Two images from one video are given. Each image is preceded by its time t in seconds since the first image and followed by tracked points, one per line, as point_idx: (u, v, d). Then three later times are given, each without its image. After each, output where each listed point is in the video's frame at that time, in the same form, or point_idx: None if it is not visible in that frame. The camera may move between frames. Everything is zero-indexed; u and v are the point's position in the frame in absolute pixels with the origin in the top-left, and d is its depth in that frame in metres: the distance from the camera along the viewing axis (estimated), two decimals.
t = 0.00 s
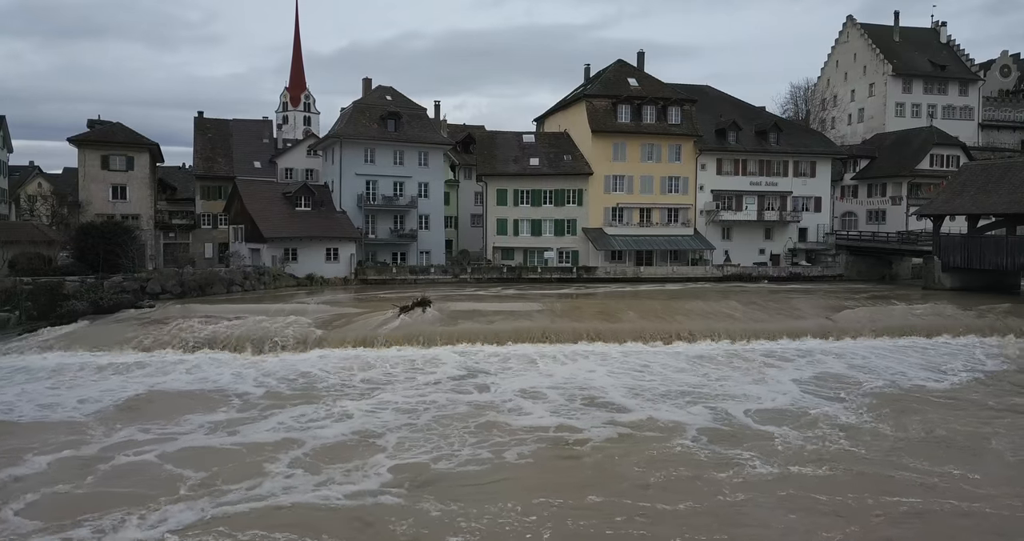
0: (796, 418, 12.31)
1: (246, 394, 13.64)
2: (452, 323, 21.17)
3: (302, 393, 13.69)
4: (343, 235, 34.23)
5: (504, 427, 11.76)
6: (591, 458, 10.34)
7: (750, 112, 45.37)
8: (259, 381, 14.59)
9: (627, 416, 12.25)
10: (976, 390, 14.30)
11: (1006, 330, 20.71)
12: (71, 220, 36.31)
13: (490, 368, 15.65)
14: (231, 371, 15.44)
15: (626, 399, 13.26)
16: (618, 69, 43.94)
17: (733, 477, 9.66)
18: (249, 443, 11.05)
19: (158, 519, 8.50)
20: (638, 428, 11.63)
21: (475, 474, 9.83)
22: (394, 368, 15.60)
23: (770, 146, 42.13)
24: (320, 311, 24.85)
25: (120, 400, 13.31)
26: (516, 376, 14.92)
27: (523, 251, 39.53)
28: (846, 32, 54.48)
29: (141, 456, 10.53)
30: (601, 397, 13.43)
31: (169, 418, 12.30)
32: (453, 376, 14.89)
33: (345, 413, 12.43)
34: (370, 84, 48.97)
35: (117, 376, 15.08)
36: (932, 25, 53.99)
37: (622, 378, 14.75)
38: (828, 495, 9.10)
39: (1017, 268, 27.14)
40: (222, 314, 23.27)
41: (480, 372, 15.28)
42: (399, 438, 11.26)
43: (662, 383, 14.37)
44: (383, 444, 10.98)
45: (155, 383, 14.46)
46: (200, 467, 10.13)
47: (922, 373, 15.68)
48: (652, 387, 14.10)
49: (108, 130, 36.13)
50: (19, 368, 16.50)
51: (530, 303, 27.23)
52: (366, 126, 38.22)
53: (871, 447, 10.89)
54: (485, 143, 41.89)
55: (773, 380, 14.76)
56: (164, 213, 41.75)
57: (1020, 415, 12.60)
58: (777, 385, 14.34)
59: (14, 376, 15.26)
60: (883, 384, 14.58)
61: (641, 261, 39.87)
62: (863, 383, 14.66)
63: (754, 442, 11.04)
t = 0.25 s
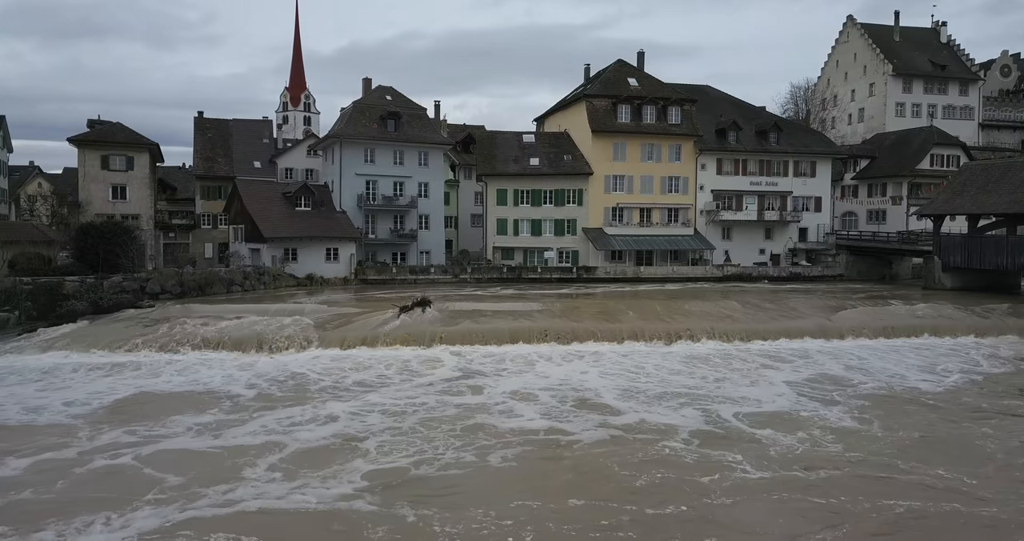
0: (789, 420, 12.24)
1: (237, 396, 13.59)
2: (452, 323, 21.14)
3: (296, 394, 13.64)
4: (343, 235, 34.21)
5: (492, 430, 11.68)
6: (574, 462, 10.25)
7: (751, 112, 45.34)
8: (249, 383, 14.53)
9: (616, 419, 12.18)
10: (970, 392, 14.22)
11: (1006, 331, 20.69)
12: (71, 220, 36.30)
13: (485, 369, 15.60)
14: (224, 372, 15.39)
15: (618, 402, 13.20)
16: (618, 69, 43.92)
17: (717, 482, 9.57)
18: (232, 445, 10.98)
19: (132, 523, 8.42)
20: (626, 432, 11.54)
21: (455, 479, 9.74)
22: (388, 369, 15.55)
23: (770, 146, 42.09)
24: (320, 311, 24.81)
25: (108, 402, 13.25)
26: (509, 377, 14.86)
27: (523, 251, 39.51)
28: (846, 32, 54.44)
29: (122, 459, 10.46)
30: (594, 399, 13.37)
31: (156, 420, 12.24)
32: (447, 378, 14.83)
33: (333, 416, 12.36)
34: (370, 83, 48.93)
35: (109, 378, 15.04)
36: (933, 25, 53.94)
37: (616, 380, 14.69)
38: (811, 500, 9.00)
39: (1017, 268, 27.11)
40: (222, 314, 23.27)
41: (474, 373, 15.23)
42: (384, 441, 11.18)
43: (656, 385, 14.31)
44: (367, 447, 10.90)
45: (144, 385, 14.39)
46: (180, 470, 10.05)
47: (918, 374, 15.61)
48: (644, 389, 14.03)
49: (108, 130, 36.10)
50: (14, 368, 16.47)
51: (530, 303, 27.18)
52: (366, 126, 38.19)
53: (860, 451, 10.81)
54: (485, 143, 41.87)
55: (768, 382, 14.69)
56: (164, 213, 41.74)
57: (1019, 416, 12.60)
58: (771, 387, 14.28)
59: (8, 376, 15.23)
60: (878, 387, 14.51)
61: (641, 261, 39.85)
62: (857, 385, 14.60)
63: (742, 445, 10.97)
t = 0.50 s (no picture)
0: (782, 424, 12.15)
1: (228, 397, 13.52)
2: (452, 323, 21.13)
3: (288, 396, 13.57)
4: (342, 235, 34.18)
5: (479, 433, 11.58)
6: (557, 467, 10.14)
7: (751, 112, 45.31)
8: (239, 384, 14.45)
9: (606, 422, 12.09)
10: (965, 394, 14.14)
11: (1007, 331, 20.65)
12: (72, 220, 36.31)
13: (478, 370, 15.55)
14: (217, 374, 15.33)
15: (611, 404, 13.12)
16: (618, 69, 43.90)
17: (699, 488, 9.46)
18: (215, 448, 10.89)
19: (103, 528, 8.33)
20: (613, 435, 11.44)
21: (434, 483, 9.63)
22: (382, 371, 15.50)
23: (770, 146, 42.05)
24: (320, 310, 24.78)
25: (96, 403, 13.19)
26: (502, 379, 14.81)
27: (523, 251, 39.49)
28: (847, 32, 54.39)
29: (101, 462, 10.36)
30: (586, 401, 13.30)
31: (144, 423, 12.16)
32: (440, 380, 14.78)
33: (320, 418, 12.26)
34: (370, 83, 48.91)
35: (101, 379, 14.98)
36: (933, 24, 53.88)
37: (610, 382, 14.62)
38: (791, 507, 8.91)
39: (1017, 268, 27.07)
40: (222, 315, 23.28)
41: (467, 375, 15.16)
42: (368, 444, 11.09)
43: (650, 387, 14.25)
44: (350, 450, 10.81)
45: (133, 387, 14.33)
46: (159, 473, 9.96)
47: (913, 376, 15.57)
48: (637, 391, 13.95)
49: (108, 130, 36.09)
50: (11, 368, 16.46)
51: (530, 303, 27.13)
52: (366, 126, 38.17)
53: (848, 455, 10.73)
54: (485, 143, 41.85)
55: (762, 384, 14.66)
56: (164, 213, 41.74)
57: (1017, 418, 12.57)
58: (765, 390, 14.22)
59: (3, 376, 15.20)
60: (875, 389, 14.45)
61: (641, 261, 39.82)
62: (852, 387, 14.52)
63: (731, 449, 10.89)
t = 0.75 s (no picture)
0: (782, 426, 11.67)
1: (214, 399, 13.12)
2: (454, 323, 21.09)
3: (276, 397, 13.19)
4: (345, 235, 34.16)
5: (467, 435, 11.10)
6: (545, 469, 9.65)
7: (753, 112, 45.25)
8: (224, 386, 14.01)
9: (600, 424, 11.61)
10: (968, 394, 14.00)
11: (1010, 331, 20.59)
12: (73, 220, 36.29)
13: (474, 372, 15.17)
14: (215, 372, 15.20)
15: (607, 406, 12.68)
16: (620, 69, 43.87)
17: (696, 491, 8.94)
18: (191, 451, 10.41)
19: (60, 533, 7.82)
20: (606, 437, 10.95)
21: (416, 486, 9.12)
22: (377, 371, 15.19)
23: (772, 146, 41.98)
24: (321, 311, 24.74)
25: (75, 404, 12.79)
26: (496, 382, 14.39)
27: (525, 251, 39.45)
28: (849, 32, 54.31)
29: (68, 465, 9.86)
30: (582, 403, 12.85)
31: (121, 424, 11.70)
32: (434, 381, 14.40)
33: (304, 420, 11.80)
34: (372, 84, 48.93)
35: (87, 379, 14.62)
36: (935, 24, 53.80)
37: (607, 384, 14.19)
38: (794, 512, 8.38)
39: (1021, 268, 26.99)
40: (223, 315, 23.18)
41: (462, 376, 14.80)
42: (351, 446, 10.60)
43: (648, 389, 13.82)
44: (331, 452, 10.30)
45: (115, 389, 13.91)
46: (127, 477, 9.44)
47: (916, 379, 15.16)
48: (633, 393, 13.50)
49: (110, 129, 36.10)
50: (11, 367, 16.40)
51: (532, 303, 27.07)
52: (368, 126, 38.16)
53: (851, 452, 10.52)
54: (487, 143, 41.84)
55: (759, 386, 14.22)
56: (166, 212, 41.66)
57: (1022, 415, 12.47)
58: (765, 392, 13.78)
59: None
60: (873, 391, 14.05)
61: (643, 261, 39.75)
62: (856, 385, 14.44)
63: (730, 451, 10.39)
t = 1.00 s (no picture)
0: (782, 430, 11.36)
1: (206, 400, 12.94)
2: (460, 322, 21.10)
3: (271, 399, 13.01)
4: (350, 235, 34.20)
5: (458, 439, 10.83)
6: (532, 476, 9.37)
7: (759, 111, 45.12)
8: (215, 387, 13.80)
9: (594, 429, 11.32)
10: (974, 395, 13.89)
11: (1017, 331, 20.46)
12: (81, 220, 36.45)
13: (472, 374, 14.94)
14: (218, 370, 15.24)
15: (604, 409, 12.39)
16: (625, 69, 43.83)
17: (688, 501, 8.65)
18: (180, 452, 10.28)
19: None
20: (598, 443, 10.66)
21: (399, 494, 8.86)
22: (375, 371, 15.02)
23: (778, 145, 41.85)
24: (326, 310, 24.76)
25: (69, 404, 12.68)
26: (493, 384, 14.12)
27: (530, 251, 39.43)
28: (855, 31, 54.10)
29: (48, 469, 9.66)
30: (581, 405, 12.65)
31: (107, 427, 11.49)
32: (432, 382, 14.20)
33: (294, 423, 11.56)
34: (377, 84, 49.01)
35: (81, 379, 14.48)
36: (942, 23, 53.51)
37: (605, 386, 13.91)
38: (788, 524, 8.07)
39: None
40: (228, 314, 23.20)
41: (460, 378, 14.57)
42: (337, 451, 10.35)
43: (647, 391, 13.54)
44: (315, 457, 10.05)
45: (105, 389, 13.72)
46: (106, 483, 9.22)
47: (920, 383, 14.85)
48: (631, 396, 13.20)
49: (116, 129, 36.23)
50: (17, 366, 16.47)
51: (537, 303, 27.01)
52: (373, 126, 38.21)
53: (852, 451, 10.44)
54: (492, 142, 41.84)
55: (758, 388, 13.91)
56: (173, 212, 41.76)
57: None
58: (767, 394, 13.48)
59: None
60: (876, 394, 13.71)
61: (649, 260, 39.66)
62: (861, 385, 14.36)
63: (726, 457, 10.10)
